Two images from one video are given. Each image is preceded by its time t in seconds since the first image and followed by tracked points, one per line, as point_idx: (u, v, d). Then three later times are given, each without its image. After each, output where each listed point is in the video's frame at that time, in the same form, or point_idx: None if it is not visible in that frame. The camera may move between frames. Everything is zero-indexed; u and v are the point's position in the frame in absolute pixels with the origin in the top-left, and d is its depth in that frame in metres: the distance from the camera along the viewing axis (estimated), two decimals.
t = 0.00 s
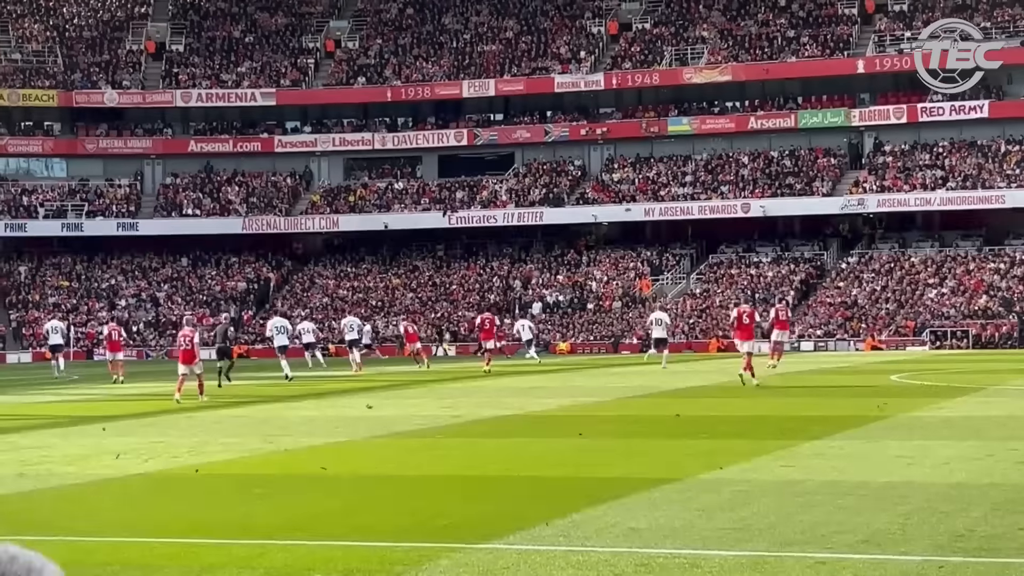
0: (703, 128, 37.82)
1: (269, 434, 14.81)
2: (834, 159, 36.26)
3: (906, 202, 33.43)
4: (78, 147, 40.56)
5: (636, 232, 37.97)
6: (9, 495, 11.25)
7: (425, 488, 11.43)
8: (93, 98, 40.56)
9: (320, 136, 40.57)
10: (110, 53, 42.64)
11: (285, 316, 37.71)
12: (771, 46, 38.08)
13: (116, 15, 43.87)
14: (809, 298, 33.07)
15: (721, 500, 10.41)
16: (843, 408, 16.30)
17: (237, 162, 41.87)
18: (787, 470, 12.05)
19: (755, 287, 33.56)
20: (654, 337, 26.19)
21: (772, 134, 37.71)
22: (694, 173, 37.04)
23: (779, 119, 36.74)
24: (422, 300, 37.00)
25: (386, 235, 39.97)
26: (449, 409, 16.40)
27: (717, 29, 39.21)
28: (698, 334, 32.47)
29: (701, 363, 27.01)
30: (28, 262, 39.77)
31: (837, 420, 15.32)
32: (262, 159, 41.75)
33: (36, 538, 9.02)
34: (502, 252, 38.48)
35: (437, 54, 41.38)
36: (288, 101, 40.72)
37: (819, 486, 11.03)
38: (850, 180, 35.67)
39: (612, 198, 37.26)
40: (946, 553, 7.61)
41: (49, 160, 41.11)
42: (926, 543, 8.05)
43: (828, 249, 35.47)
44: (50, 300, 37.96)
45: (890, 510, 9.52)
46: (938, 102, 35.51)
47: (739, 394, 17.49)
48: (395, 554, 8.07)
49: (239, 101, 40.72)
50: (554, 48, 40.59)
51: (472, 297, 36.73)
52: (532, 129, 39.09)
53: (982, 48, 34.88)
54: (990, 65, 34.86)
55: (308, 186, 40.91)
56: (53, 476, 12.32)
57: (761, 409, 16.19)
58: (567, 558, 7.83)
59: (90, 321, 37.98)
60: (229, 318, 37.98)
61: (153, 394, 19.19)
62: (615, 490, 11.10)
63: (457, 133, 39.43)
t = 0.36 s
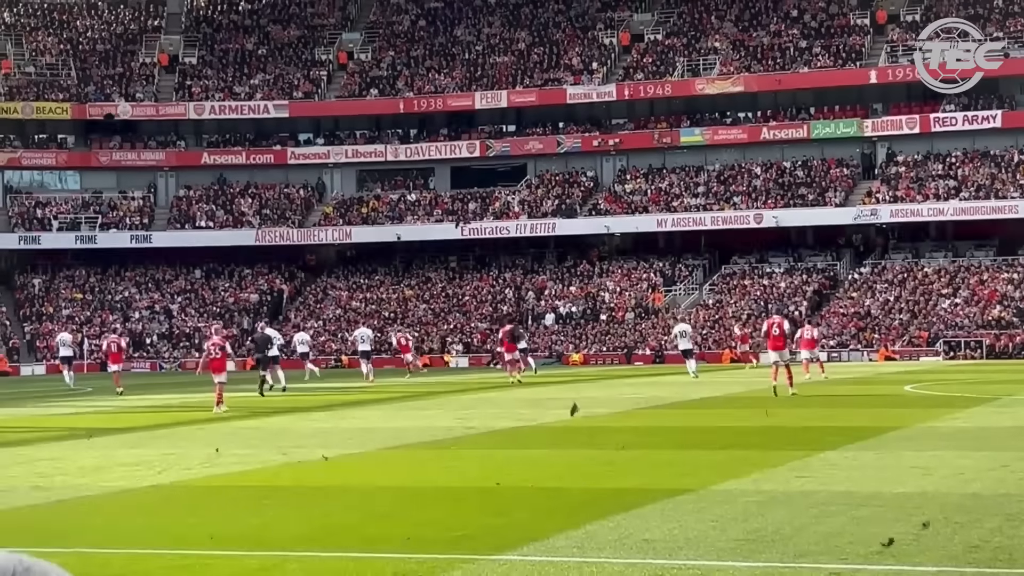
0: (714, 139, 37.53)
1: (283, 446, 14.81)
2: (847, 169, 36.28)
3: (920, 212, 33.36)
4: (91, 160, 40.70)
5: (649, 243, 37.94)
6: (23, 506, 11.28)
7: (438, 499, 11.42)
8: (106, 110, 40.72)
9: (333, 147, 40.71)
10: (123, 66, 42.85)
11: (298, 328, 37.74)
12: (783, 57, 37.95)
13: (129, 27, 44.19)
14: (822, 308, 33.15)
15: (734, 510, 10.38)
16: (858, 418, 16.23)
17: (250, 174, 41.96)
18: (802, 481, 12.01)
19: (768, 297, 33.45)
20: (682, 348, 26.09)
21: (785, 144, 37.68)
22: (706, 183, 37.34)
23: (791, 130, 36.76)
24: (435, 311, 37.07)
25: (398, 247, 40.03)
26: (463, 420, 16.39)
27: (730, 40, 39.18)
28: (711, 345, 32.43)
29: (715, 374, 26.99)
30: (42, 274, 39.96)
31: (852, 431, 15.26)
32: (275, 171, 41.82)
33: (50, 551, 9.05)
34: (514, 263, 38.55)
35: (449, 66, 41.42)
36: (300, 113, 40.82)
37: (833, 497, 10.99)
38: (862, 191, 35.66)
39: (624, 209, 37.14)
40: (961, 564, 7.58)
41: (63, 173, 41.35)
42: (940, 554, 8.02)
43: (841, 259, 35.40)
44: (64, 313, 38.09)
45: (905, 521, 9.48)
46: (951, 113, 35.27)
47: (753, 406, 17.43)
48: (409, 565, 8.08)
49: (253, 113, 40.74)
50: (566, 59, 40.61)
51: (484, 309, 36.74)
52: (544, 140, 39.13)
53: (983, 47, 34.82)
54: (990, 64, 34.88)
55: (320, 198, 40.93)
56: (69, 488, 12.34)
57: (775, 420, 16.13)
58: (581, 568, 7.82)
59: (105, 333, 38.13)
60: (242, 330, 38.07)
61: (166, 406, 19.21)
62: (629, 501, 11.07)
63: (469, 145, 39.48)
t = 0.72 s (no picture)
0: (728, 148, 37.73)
1: (298, 455, 14.81)
2: (861, 177, 36.14)
3: (934, 219, 33.30)
4: (107, 170, 40.94)
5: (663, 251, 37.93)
6: (39, 515, 11.30)
7: (452, 508, 11.40)
8: (121, 120, 40.70)
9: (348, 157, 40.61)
10: (138, 76, 43.03)
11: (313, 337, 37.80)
12: (797, 66, 37.98)
13: (144, 37, 44.25)
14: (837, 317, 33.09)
15: (749, 519, 10.34)
16: (873, 427, 16.16)
17: (265, 184, 42.06)
18: (816, 490, 11.96)
19: (783, 306, 33.42)
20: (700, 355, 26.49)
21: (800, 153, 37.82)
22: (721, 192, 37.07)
23: (806, 138, 36.73)
24: (450, 320, 37.13)
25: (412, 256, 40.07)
26: (477, 429, 16.37)
27: (743, 48, 39.18)
28: (725, 353, 32.37)
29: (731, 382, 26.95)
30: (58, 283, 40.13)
31: (867, 440, 15.20)
32: (290, 180, 41.89)
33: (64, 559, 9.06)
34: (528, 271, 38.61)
35: (464, 74, 41.46)
36: (315, 122, 40.88)
37: (848, 505, 10.95)
38: (877, 199, 35.54)
39: (638, 218, 37.20)
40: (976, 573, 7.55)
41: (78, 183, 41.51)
42: (955, 563, 7.99)
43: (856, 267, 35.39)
44: (79, 322, 38.25)
45: (921, 530, 9.43)
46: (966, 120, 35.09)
47: (768, 414, 17.36)
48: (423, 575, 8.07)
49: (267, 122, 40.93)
50: (580, 68, 40.66)
51: (499, 317, 36.81)
52: (557, 148, 39.10)
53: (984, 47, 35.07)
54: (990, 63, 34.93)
55: (335, 208, 41.00)
56: (84, 497, 12.36)
57: (790, 428, 16.07)
58: None
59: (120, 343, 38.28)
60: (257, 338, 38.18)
61: (181, 415, 19.23)
62: (644, 510, 11.03)
63: (483, 154, 39.51)
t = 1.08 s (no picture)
0: (743, 152, 37.56)
1: (311, 459, 14.81)
2: (876, 181, 36.11)
3: (949, 224, 33.24)
4: (121, 174, 40.95)
5: (677, 256, 37.86)
6: (54, 520, 11.33)
7: (466, 513, 11.39)
8: (136, 125, 41.02)
9: (362, 161, 40.96)
10: (152, 81, 43.20)
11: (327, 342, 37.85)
12: (811, 70, 37.85)
13: (159, 43, 44.68)
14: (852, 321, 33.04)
15: (764, 524, 10.31)
16: (888, 432, 16.10)
17: (279, 189, 42.10)
18: (833, 495, 11.92)
19: (798, 310, 33.27)
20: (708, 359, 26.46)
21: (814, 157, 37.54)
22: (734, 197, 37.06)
23: (821, 142, 36.75)
24: (464, 324, 37.17)
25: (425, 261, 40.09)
26: (491, 434, 16.36)
27: (757, 52, 39.14)
28: (740, 358, 32.19)
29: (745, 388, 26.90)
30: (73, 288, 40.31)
31: (882, 445, 15.15)
32: (304, 186, 41.91)
33: (80, 564, 9.08)
34: (543, 276, 38.67)
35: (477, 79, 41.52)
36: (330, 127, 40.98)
37: (864, 511, 10.90)
38: (893, 203, 35.54)
39: (652, 222, 37.14)
40: None
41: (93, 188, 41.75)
42: (972, 569, 7.97)
43: (870, 272, 35.26)
44: (94, 327, 38.39)
45: (937, 535, 9.40)
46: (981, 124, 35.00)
47: (782, 419, 17.30)
48: None
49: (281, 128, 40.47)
50: (594, 72, 40.69)
51: (513, 322, 36.89)
52: (572, 153, 39.25)
53: (982, 48, 35.05)
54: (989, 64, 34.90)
55: (349, 212, 41.08)
56: (99, 502, 12.37)
57: (805, 433, 16.02)
58: None
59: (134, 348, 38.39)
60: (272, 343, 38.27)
61: (197, 420, 19.25)
62: (657, 515, 11.02)
63: (496, 158, 39.62)
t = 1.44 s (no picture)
0: (760, 152, 37.41)
1: (328, 460, 14.83)
2: (893, 182, 35.96)
3: (966, 225, 33.09)
4: (139, 176, 40.97)
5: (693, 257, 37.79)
6: (73, 521, 11.36)
7: (483, 514, 11.40)
8: (153, 126, 41.09)
9: (379, 162, 40.61)
10: (170, 82, 43.36)
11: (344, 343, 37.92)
12: (828, 70, 37.66)
13: (176, 44, 44.76)
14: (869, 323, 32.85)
15: (782, 526, 10.29)
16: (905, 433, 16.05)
17: (296, 190, 42.19)
18: (850, 496, 11.90)
19: (814, 311, 33.34)
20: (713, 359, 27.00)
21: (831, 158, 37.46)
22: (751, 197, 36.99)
23: (838, 143, 36.31)
24: (480, 325, 37.18)
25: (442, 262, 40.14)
26: (507, 435, 16.36)
27: (774, 53, 39.05)
28: (757, 359, 32.25)
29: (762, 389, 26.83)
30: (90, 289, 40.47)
31: (900, 446, 15.11)
32: (321, 187, 41.98)
33: (98, 564, 9.11)
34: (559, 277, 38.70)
35: (494, 81, 41.53)
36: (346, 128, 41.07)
37: (882, 512, 10.87)
38: (910, 204, 35.36)
39: (669, 222, 37.06)
40: None
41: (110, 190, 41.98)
42: (990, 571, 7.96)
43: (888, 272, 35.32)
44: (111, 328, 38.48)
45: (955, 536, 9.37)
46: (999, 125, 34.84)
47: (799, 421, 17.27)
48: None
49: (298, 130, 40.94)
50: (611, 73, 40.63)
51: (530, 322, 36.92)
52: (588, 154, 39.08)
53: (982, 47, 35.53)
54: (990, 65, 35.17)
55: (366, 213, 41.15)
56: (116, 502, 12.41)
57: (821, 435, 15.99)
58: None
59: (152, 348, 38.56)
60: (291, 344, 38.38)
61: (212, 421, 19.29)
62: (673, 516, 11.01)
63: (514, 159, 39.50)
